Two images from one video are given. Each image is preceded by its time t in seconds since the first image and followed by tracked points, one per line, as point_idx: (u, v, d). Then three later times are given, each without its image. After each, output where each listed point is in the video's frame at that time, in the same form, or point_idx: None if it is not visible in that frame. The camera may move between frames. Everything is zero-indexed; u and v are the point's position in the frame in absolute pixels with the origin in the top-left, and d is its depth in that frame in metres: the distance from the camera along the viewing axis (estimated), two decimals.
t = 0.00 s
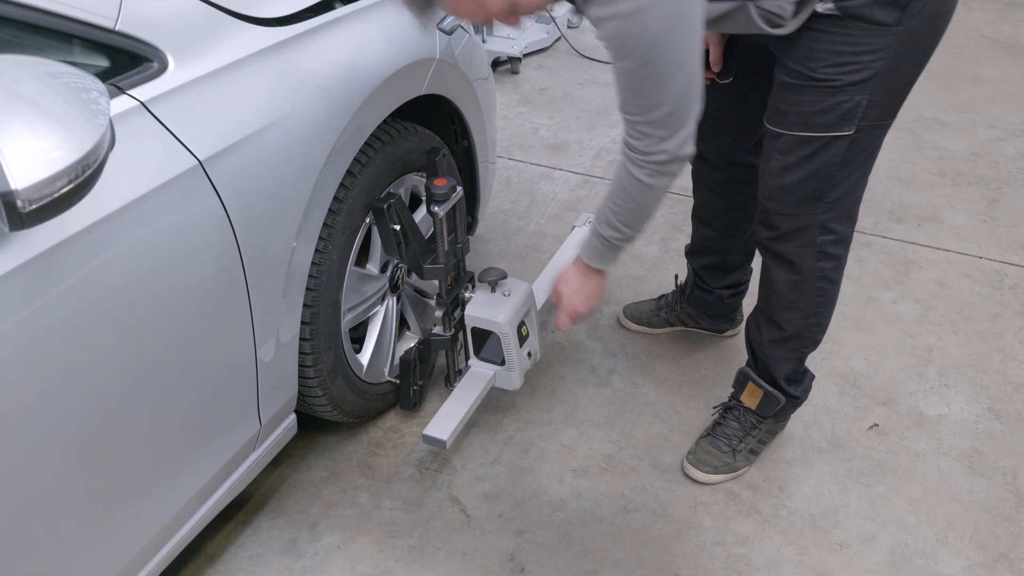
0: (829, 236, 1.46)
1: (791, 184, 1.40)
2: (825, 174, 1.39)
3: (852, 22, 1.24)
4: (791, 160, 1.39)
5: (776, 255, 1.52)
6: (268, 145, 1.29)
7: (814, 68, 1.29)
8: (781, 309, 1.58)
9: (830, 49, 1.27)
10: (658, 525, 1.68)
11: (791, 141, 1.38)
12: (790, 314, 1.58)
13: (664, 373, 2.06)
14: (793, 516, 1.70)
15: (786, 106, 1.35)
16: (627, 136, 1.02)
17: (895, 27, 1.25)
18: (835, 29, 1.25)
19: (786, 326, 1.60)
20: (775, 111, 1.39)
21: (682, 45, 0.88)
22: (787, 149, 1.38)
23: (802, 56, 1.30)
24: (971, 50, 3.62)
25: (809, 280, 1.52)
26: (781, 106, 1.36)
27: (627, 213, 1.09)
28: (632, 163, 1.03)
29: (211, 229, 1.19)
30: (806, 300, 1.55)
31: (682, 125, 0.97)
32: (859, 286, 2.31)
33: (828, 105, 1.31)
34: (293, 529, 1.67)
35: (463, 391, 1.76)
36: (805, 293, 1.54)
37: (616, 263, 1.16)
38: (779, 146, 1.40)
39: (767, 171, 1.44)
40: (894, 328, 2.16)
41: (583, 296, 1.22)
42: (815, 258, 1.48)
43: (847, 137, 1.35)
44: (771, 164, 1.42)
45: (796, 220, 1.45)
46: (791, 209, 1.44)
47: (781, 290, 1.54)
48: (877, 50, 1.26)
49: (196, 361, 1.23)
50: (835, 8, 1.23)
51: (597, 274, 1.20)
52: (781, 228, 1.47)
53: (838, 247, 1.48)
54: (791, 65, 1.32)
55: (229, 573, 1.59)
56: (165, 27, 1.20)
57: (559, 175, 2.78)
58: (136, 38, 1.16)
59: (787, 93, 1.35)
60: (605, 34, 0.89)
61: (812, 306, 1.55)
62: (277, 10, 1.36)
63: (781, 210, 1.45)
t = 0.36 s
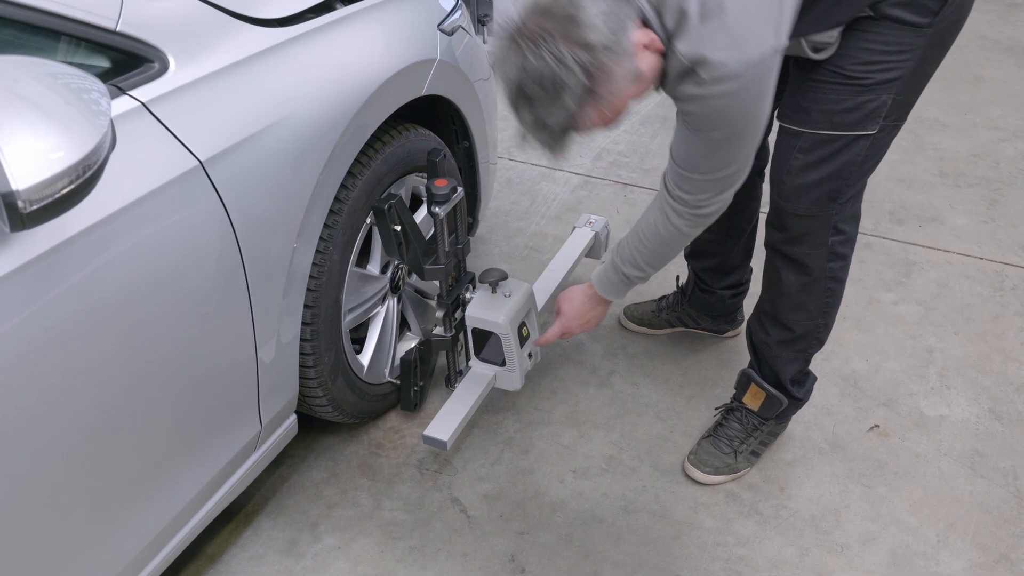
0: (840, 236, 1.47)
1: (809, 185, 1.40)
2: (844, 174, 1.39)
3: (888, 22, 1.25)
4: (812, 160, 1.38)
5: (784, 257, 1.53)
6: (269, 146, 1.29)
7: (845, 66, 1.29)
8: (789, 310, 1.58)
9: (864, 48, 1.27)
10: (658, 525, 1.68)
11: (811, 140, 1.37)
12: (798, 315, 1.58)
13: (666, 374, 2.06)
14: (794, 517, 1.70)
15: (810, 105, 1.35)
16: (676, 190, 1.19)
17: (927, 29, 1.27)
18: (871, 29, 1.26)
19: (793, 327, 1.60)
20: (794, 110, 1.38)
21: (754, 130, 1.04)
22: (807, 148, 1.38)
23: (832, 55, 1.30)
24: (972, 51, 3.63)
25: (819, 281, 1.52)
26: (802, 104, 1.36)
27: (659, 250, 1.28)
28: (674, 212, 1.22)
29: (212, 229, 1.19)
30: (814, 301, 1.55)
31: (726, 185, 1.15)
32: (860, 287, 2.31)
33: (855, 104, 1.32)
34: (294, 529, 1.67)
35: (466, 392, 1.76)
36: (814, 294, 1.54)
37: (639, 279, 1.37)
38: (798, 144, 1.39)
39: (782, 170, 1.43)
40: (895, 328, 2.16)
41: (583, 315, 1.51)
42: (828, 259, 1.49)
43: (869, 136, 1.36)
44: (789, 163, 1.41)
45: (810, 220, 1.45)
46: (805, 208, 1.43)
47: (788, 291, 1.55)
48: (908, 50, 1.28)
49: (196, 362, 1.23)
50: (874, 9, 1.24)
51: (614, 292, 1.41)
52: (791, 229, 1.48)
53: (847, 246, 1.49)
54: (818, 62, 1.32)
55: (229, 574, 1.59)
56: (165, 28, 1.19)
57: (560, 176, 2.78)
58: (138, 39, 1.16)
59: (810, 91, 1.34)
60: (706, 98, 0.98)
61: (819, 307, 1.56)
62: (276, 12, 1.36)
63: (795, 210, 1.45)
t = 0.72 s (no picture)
0: (837, 240, 1.47)
1: (808, 186, 1.40)
2: (844, 177, 1.39)
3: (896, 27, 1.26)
4: (811, 161, 1.38)
5: (781, 259, 1.53)
6: (269, 147, 1.29)
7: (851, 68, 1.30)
8: (787, 313, 1.58)
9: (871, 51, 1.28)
10: (658, 527, 1.68)
11: (812, 141, 1.38)
12: (796, 318, 1.58)
13: (666, 375, 2.06)
14: (794, 518, 1.69)
15: (813, 106, 1.35)
16: (680, 203, 1.32)
17: (932, 37, 1.28)
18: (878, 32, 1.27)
19: (792, 330, 1.60)
20: (797, 111, 1.38)
21: (758, 153, 1.22)
22: (807, 148, 1.38)
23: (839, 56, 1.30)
24: (972, 52, 3.63)
25: (816, 284, 1.52)
26: (804, 105, 1.36)
27: (653, 256, 1.40)
28: (673, 223, 1.35)
29: (212, 230, 1.19)
30: (811, 304, 1.55)
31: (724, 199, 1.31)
32: (860, 288, 2.31)
33: (858, 106, 1.32)
34: (293, 530, 1.67)
35: (466, 393, 1.76)
36: (811, 297, 1.54)
37: (627, 283, 1.48)
38: (800, 145, 1.39)
39: (782, 172, 1.43)
40: (895, 330, 2.16)
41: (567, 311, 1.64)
42: (823, 263, 1.49)
43: (870, 140, 1.36)
44: (789, 164, 1.41)
45: (808, 223, 1.44)
46: (804, 210, 1.43)
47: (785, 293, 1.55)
48: (913, 56, 1.29)
49: (196, 362, 1.22)
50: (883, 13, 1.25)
51: (601, 292, 1.52)
52: (789, 232, 1.47)
53: (843, 251, 1.49)
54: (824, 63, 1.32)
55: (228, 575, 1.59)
56: (165, 29, 1.19)
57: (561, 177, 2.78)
58: (138, 41, 1.16)
59: (814, 92, 1.35)
60: (731, 116, 1.13)
61: (817, 309, 1.56)
62: (277, 13, 1.36)
63: (792, 213, 1.44)
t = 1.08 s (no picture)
0: (836, 242, 1.47)
1: (805, 188, 1.40)
2: (842, 178, 1.39)
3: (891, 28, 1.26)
4: (807, 163, 1.38)
5: (779, 261, 1.53)
6: (268, 148, 1.29)
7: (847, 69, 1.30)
8: (785, 314, 1.58)
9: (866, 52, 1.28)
10: (658, 528, 1.68)
11: (809, 142, 1.37)
12: (794, 319, 1.58)
13: (665, 376, 2.06)
14: (794, 519, 1.69)
15: (810, 107, 1.35)
16: (674, 199, 1.33)
17: (929, 38, 1.28)
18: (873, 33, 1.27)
19: (790, 331, 1.60)
20: (794, 113, 1.38)
21: (747, 146, 1.22)
22: (804, 150, 1.38)
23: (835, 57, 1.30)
24: (972, 53, 3.63)
25: (815, 285, 1.52)
26: (802, 107, 1.36)
27: (648, 253, 1.41)
28: (668, 220, 1.35)
29: (212, 230, 1.19)
30: (810, 305, 1.55)
31: (719, 195, 1.30)
32: (860, 288, 2.31)
33: (856, 108, 1.32)
34: (293, 531, 1.67)
35: (466, 394, 1.76)
36: (810, 298, 1.54)
37: (620, 280, 1.48)
38: (797, 147, 1.39)
39: (780, 173, 1.43)
40: (896, 330, 2.16)
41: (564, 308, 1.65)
42: (822, 264, 1.49)
43: (867, 142, 1.36)
44: (786, 165, 1.41)
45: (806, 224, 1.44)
46: (801, 212, 1.43)
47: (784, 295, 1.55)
48: (909, 58, 1.29)
49: (196, 363, 1.22)
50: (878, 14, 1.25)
51: (594, 288, 1.52)
52: (788, 233, 1.47)
53: (842, 253, 1.49)
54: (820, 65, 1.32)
55: None
56: (166, 30, 1.19)
57: (561, 178, 2.78)
58: (138, 42, 1.16)
59: (811, 93, 1.35)
60: (716, 107, 1.13)
61: (816, 310, 1.56)
62: (277, 14, 1.36)
63: (790, 214, 1.44)
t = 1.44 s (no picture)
0: (836, 241, 1.47)
1: (804, 189, 1.40)
2: (841, 179, 1.39)
3: (889, 30, 1.26)
4: (806, 164, 1.38)
5: (779, 261, 1.53)
6: (268, 149, 1.29)
7: (845, 70, 1.30)
8: (785, 314, 1.58)
9: (864, 54, 1.28)
10: (658, 529, 1.68)
11: (807, 144, 1.37)
12: (794, 319, 1.58)
13: (665, 377, 2.06)
14: (794, 521, 1.69)
15: (808, 109, 1.35)
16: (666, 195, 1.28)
17: (926, 37, 1.28)
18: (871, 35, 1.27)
19: (790, 331, 1.60)
20: (792, 113, 1.38)
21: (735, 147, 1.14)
22: (803, 151, 1.38)
23: (832, 59, 1.30)
24: (971, 54, 3.64)
25: (815, 285, 1.52)
26: (800, 107, 1.36)
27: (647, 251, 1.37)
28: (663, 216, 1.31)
29: (212, 231, 1.19)
30: (810, 306, 1.55)
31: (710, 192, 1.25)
32: (860, 289, 2.31)
33: (854, 109, 1.32)
34: (294, 533, 1.67)
35: (466, 395, 1.76)
36: (809, 299, 1.54)
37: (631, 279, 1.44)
38: (795, 148, 1.39)
39: (778, 174, 1.43)
40: (895, 331, 2.17)
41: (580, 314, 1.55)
42: (822, 264, 1.49)
43: (866, 143, 1.36)
44: (784, 167, 1.41)
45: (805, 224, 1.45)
46: (800, 212, 1.43)
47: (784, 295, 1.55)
48: (907, 58, 1.29)
49: (196, 364, 1.22)
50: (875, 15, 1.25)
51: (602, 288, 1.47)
52: (788, 234, 1.48)
53: (841, 253, 1.49)
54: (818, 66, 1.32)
55: None
56: (166, 31, 1.20)
57: (561, 179, 2.79)
58: (138, 43, 1.16)
59: (809, 94, 1.35)
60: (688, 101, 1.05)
61: (816, 311, 1.56)
62: (277, 16, 1.36)
63: (789, 214, 1.45)
